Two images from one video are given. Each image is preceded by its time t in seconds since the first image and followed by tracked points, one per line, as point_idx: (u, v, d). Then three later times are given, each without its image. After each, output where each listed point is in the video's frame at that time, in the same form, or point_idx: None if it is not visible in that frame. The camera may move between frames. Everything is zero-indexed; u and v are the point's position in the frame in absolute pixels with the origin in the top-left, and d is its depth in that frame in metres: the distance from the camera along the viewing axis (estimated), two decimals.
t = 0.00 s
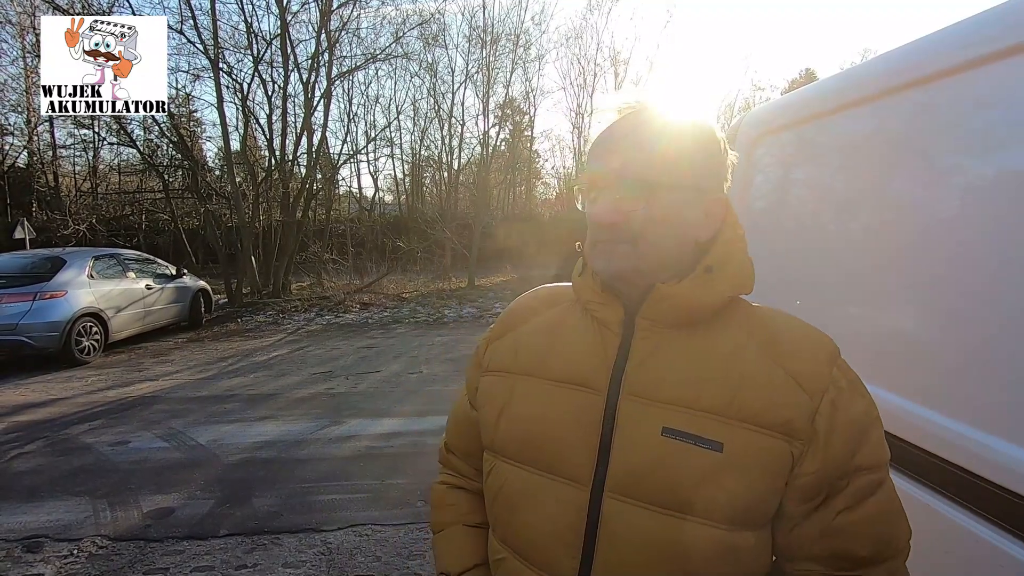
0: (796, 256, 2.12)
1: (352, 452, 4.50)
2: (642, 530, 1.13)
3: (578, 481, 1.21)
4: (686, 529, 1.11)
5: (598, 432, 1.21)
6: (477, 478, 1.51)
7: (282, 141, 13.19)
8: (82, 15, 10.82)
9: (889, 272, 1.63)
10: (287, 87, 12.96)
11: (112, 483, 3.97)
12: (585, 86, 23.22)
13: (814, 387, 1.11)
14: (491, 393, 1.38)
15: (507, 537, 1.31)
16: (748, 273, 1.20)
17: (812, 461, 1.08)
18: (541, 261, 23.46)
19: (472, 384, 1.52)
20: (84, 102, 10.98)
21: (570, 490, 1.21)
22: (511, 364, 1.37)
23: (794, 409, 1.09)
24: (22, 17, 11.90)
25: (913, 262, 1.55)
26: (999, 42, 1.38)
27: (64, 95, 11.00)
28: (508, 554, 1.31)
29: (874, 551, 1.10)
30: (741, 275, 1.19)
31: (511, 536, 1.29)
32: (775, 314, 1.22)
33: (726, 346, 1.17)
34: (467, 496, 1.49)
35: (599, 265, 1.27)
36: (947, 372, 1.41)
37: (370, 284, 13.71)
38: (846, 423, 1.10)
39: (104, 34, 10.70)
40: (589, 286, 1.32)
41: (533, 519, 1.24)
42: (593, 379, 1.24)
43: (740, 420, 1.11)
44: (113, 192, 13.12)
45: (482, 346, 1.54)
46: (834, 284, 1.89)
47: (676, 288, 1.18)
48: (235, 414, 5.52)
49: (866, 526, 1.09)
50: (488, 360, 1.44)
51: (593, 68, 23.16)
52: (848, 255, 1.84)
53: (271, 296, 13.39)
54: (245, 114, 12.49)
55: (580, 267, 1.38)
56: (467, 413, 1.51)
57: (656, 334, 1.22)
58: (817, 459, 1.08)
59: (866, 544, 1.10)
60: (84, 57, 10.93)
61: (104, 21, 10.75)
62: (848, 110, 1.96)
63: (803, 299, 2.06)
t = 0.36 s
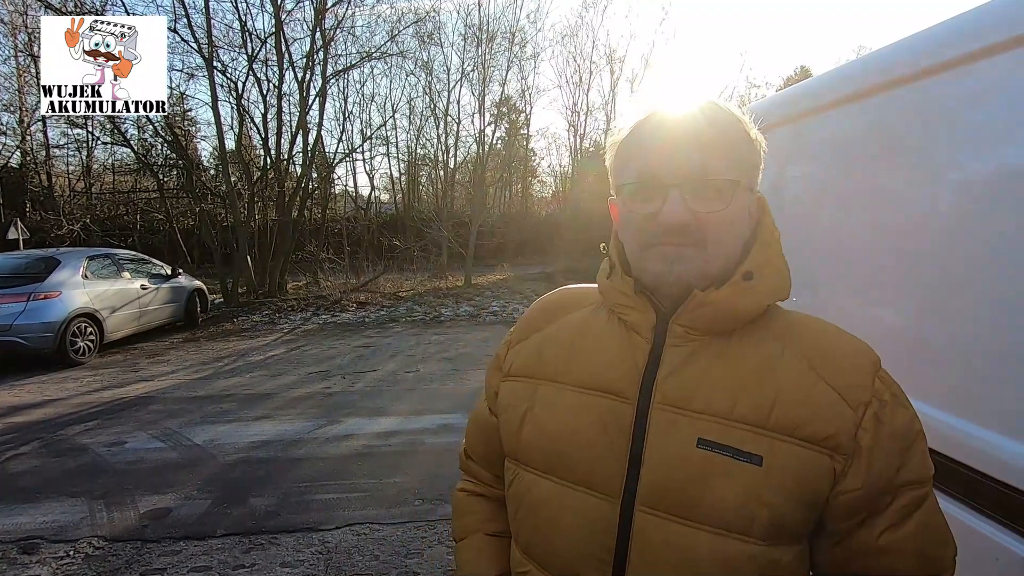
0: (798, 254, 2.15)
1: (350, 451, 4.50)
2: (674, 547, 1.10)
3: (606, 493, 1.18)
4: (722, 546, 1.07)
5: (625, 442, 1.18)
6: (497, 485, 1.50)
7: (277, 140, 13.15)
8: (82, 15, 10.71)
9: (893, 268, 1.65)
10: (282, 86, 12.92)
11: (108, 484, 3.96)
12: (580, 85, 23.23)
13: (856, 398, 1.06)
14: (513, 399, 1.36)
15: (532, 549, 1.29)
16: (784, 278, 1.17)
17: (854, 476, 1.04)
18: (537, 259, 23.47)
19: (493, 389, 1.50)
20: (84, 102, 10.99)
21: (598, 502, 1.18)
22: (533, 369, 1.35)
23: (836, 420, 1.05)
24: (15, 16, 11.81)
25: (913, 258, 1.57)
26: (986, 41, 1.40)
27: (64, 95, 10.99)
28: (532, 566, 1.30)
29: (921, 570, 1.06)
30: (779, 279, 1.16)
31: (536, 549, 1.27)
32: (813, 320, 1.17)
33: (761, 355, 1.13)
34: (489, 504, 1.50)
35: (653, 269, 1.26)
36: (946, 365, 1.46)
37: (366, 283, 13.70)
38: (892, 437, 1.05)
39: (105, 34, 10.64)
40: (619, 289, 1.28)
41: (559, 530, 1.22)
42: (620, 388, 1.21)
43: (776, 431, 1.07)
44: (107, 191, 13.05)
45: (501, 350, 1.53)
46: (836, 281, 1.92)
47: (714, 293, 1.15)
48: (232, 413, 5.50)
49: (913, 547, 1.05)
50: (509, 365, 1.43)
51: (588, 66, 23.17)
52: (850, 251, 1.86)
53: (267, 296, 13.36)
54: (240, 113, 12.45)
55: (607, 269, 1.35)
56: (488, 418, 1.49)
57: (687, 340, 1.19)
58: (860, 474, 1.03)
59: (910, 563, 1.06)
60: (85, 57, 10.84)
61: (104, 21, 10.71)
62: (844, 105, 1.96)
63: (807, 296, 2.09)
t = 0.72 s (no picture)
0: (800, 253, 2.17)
1: (348, 450, 4.50)
2: (703, 556, 1.09)
3: (632, 499, 1.18)
4: (753, 556, 1.07)
5: (653, 448, 1.17)
6: (513, 487, 1.51)
7: (273, 139, 13.12)
8: (84, 15, 10.64)
9: (897, 270, 1.66)
10: (278, 85, 12.88)
11: (105, 484, 3.94)
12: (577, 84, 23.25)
13: (890, 408, 1.06)
14: (533, 402, 1.36)
15: (552, 555, 1.29)
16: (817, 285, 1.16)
17: (889, 486, 1.04)
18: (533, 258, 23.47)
19: (510, 391, 1.51)
20: (84, 102, 10.93)
21: (624, 509, 1.18)
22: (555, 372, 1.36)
23: (872, 431, 1.04)
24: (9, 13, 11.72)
25: (914, 258, 1.58)
26: (981, 43, 1.41)
27: (63, 95, 10.91)
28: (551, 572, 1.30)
29: None
30: (810, 284, 1.16)
31: (557, 555, 1.27)
32: (843, 328, 1.17)
33: (792, 363, 1.13)
34: (505, 508, 1.50)
35: (681, 273, 1.25)
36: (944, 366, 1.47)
37: (363, 282, 13.69)
38: (928, 448, 1.06)
39: (105, 34, 10.59)
40: (646, 292, 1.28)
41: (583, 536, 1.22)
42: (647, 393, 1.21)
43: (809, 439, 1.07)
44: (102, 190, 12.99)
45: (519, 353, 1.53)
46: (839, 280, 1.93)
47: (745, 297, 1.15)
48: (229, 413, 5.49)
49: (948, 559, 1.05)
50: (528, 368, 1.43)
51: (585, 66, 23.17)
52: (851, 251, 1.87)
53: (264, 295, 13.34)
54: (236, 112, 12.42)
55: (631, 269, 1.35)
56: (506, 422, 1.50)
57: (716, 347, 1.19)
58: (894, 483, 1.04)
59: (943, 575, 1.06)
60: (85, 57, 10.77)
61: (104, 21, 10.66)
62: (843, 106, 1.97)
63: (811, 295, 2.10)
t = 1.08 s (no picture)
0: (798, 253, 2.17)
1: (345, 451, 4.49)
2: (688, 558, 1.09)
3: (621, 499, 1.18)
4: (739, 559, 1.06)
5: (643, 446, 1.18)
6: (508, 483, 1.51)
7: (272, 139, 13.09)
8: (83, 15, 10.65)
9: (894, 272, 1.67)
10: (276, 84, 12.86)
11: (100, 484, 3.93)
12: (575, 84, 23.25)
13: (881, 412, 1.06)
14: (527, 399, 1.37)
15: (541, 552, 1.29)
16: (813, 289, 1.15)
17: (877, 491, 1.03)
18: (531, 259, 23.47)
19: (507, 387, 1.52)
20: (83, 102, 10.86)
21: (611, 508, 1.19)
22: (550, 369, 1.37)
23: (862, 435, 1.04)
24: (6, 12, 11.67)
25: (911, 259, 1.59)
26: (980, 43, 1.42)
27: (63, 95, 10.86)
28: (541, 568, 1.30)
29: None
30: (807, 288, 1.15)
31: (545, 551, 1.28)
32: (840, 333, 1.17)
33: (785, 366, 1.13)
34: (499, 502, 1.50)
35: (677, 274, 1.26)
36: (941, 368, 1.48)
37: (361, 283, 13.67)
38: (919, 454, 1.05)
39: (106, 34, 10.57)
40: (642, 291, 1.29)
41: (571, 533, 1.22)
42: (638, 392, 1.21)
43: (797, 443, 1.07)
44: (99, 189, 12.94)
45: (516, 349, 1.54)
46: (836, 281, 1.94)
47: (738, 299, 1.15)
48: (226, 413, 5.48)
49: (938, 567, 1.04)
50: (525, 364, 1.44)
51: (583, 67, 23.21)
52: (848, 252, 1.88)
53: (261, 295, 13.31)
54: (234, 111, 12.39)
55: (629, 269, 1.36)
56: (502, 416, 1.51)
57: (709, 348, 1.19)
58: (882, 488, 1.03)
59: None
60: (84, 57, 10.72)
61: (104, 21, 10.64)
62: (840, 106, 1.98)
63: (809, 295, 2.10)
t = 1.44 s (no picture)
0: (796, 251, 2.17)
1: (342, 452, 4.48)
2: (684, 551, 1.09)
3: (617, 492, 1.18)
4: (736, 551, 1.06)
5: (640, 439, 1.17)
6: (507, 477, 1.51)
7: (267, 139, 13.05)
8: (82, 16, 10.58)
9: (891, 269, 1.67)
10: (272, 84, 12.82)
11: (95, 487, 3.90)
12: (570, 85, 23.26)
13: (880, 408, 1.05)
14: (526, 392, 1.37)
15: (538, 545, 1.29)
16: (811, 286, 1.14)
17: (873, 486, 1.02)
18: (527, 259, 23.48)
19: (507, 379, 1.51)
20: (84, 102, 10.83)
21: (608, 500, 1.18)
22: (549, 363, 1.36)
23: (858, 430, 1.03)
24: None
25: (909, 256, 1.59)
26: (977, 43, 1.42)
27: (64, 95, 10.85)
28: (538, 562, 1.30)
29: None
30: (807, 286, 1.14)
31: (542, 544, 1.28)
32: (839, 329, 1.16)
33: (782, 360, 1.12)
34: (498, 495, 1.50)
35: (675, 272, 1.25)
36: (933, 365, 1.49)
37: (357, 283, 13.65)
38: (918, 449, 1.04)
39: (105, 34, 10.52)
40: (642, 285, 1.29)
41: (567, 526, 1.22)
42: (636, 385, 1.21)
43: (793, 437, 1.06)
44: (93, 190, 12.87)
45: (516, 343, 1.53)
46: (832, 278, 1.94)
47: (734, 295, 1.15)
48: (222, 414, 5.45)
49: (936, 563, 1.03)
50: (524, 357, 1.44)
51: (578, 67, 23.23)
52: (844, 249, 1.88)
53: (257, 295, 13.26)
54: (229, 112, 12.33)
55: (628, 265, 1.36)
56: (502, 410, 1.50)
57: (707, 342, 1.19)
58: (879, 483, 1.02)
59: None
60: (85, 58, 10.67)
61: (103, 21, 10.59)
62: (836, 106, 1.98)
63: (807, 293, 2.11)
